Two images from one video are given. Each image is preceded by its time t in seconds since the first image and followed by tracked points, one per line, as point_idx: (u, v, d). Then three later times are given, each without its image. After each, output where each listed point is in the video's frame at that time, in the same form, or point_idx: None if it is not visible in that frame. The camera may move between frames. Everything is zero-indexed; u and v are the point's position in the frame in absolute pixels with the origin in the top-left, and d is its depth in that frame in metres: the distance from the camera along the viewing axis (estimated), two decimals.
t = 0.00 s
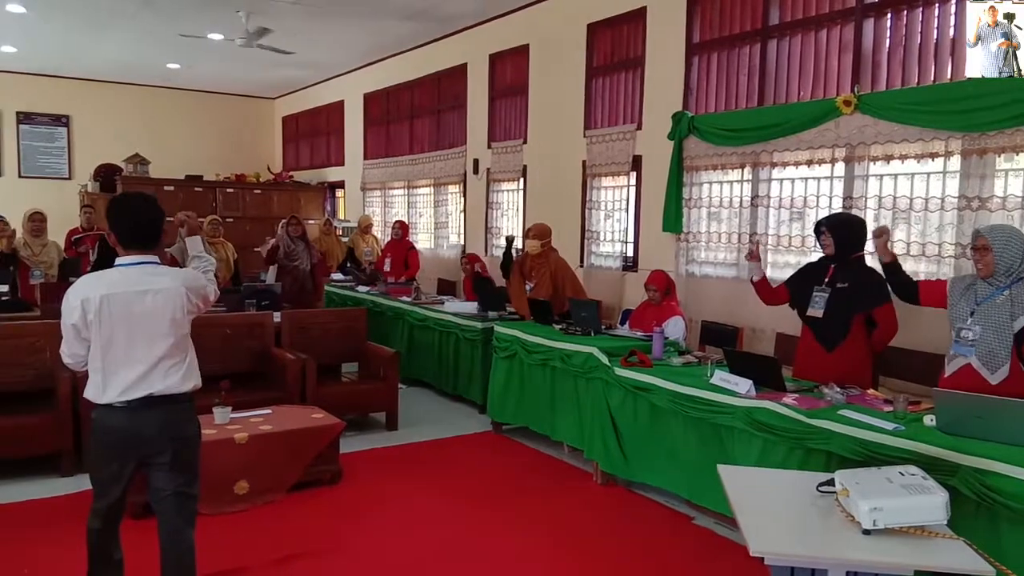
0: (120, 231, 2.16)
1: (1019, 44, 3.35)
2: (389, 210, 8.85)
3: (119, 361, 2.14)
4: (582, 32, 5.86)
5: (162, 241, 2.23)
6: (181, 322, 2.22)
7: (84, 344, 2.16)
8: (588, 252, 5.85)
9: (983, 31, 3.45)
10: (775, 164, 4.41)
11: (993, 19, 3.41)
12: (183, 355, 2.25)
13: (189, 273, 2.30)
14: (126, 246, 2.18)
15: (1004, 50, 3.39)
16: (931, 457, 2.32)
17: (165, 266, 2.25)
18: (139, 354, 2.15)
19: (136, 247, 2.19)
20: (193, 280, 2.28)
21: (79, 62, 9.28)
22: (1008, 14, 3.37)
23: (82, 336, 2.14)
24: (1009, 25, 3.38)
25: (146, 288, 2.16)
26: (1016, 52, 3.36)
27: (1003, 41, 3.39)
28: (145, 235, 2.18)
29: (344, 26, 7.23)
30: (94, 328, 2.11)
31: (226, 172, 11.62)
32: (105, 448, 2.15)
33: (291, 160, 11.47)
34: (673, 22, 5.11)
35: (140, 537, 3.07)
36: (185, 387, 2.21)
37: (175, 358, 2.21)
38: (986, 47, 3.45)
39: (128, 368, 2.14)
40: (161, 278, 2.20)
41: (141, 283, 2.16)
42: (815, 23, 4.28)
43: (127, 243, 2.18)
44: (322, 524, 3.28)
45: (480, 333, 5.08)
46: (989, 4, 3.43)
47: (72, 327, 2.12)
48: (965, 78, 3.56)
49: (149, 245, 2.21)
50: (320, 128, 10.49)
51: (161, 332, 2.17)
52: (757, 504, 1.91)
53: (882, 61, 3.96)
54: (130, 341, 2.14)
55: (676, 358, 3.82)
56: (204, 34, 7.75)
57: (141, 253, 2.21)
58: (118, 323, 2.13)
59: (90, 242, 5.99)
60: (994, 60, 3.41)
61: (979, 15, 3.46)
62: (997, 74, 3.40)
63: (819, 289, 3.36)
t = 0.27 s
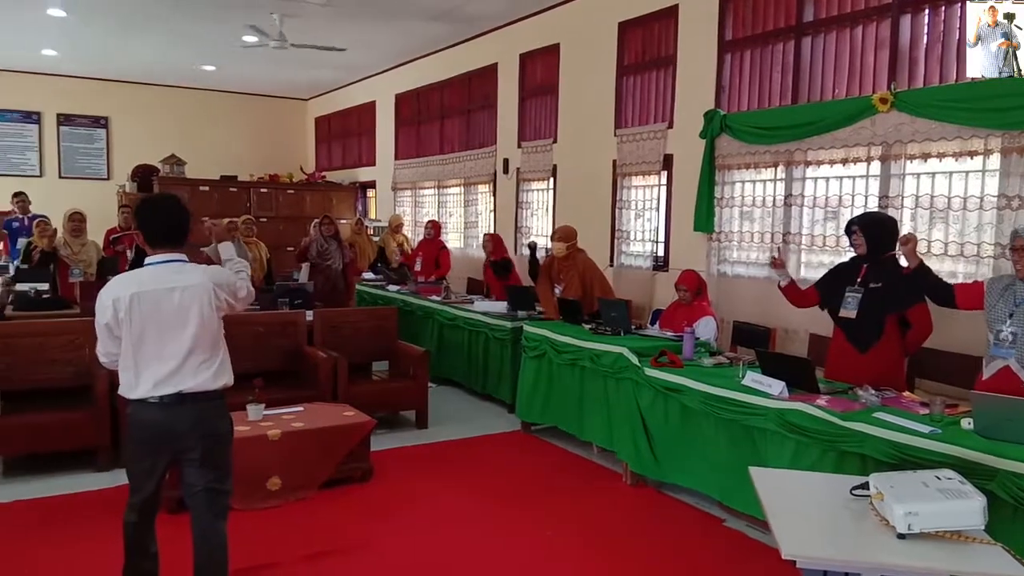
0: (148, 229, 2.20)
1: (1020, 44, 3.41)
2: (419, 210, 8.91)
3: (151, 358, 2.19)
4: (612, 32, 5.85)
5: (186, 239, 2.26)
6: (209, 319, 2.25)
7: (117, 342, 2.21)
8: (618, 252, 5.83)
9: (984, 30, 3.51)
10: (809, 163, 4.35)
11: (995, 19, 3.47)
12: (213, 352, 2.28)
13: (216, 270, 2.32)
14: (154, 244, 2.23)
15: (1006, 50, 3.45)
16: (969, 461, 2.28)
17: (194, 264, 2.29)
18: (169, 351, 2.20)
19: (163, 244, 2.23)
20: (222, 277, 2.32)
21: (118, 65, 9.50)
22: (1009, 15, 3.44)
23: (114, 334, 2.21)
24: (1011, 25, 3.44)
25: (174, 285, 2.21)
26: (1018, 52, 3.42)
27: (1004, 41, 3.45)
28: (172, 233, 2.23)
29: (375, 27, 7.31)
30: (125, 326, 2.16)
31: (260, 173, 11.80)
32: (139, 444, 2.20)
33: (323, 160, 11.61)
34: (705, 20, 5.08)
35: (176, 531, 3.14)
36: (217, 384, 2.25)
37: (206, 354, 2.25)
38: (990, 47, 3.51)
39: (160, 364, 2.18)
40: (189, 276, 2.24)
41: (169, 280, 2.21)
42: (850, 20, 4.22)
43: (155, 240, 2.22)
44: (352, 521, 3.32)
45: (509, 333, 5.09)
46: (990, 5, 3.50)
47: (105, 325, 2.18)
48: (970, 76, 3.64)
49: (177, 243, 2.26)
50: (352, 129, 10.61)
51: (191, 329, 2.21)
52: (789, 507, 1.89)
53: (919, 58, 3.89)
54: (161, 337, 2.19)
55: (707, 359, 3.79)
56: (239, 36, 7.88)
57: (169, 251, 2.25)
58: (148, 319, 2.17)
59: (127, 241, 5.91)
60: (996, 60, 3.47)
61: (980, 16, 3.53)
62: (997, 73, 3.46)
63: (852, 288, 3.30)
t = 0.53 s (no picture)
0: (164, 228, 2.23)
1: (1020, 44, 3.28)
2: (435, 210, 8.94)
3: (168, 356, 2.21)
4: (628, 31, 5.83)
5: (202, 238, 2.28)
6: (225, 318, 2.25)
7: (136, 340, 2.25)
8: (634, 252, 5.82)
9: (983, 31, 3.34)
10: (827, 162, 4.32)
11: (995, 19, 3.28)
12: (231, 350, 2.29)
13: (233, 268, 2.32)
14: (170, 243, 2.25)
15: (1006, 50, 3.33)
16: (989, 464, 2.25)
17: (211, 262, 2.30)
18: (186, 349, 2.22)
19: (178, 243, 2.26)
20: (240, 276, 2.32)
21: (139, 65, 9.61)
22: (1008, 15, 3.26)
23: (133, 333, 2.24)
24: (1011, 25, 3.27)
25: (190, 284, 2.22)
26: (1018, 52, 3.31)
27: (1005, 41, 3.31)
28: (187, 232, 2.25)
29: (391, 28, 7.33)
30: (142, 325, 2.19)
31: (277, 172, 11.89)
32: (159, 441, 2.23)
33: (340, 160, 11.67)
34: (722, 19, 5.05)
35: (194, 528, 3.18)
36: (234, 383, 2.26)
37: (222, 353, 2.26)
38: (988, 47, 3.37)
39: (177, 363, 2.21)
40: (205, 274, 2.25)
41: (185, 279, 2.22)
42: (869, 18, 4.18)
43: (171, 239, 2.24)
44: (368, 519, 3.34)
45: (524, 332, 5.10)
46: (990, 3, 3.29)
47: (124, 324, 2.21)
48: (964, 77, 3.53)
49: (192, 242, 2.28)
50: (369, 129, 10.66)
51: (207, 327, 2.23)
52: (806, 508, 1.88)
53: (939, 57, 3.85)
54: (177, 336, 2.21)
55: (723, 359, 3.77)
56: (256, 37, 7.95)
57: (185, 250, 2.28)
58: (164, 318, 2.19)
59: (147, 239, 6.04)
60: (996, 60, 3.37)
61: (979, 16, 3.34)
62: (997, 73, 3.39)
63: (869, 288, 3.28)
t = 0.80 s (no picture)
0: (195, 227, 2.27)
1: (1020, 44, 3.31)
2: (459, 209, 8.97)
3: (198, 354, 2.25)
4: (655, 29, 5.81)
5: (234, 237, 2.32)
6: (256, 318, 2.28)
7: (169, 338, 2.30)
8: (659, 252, 5.79)
9: (983, 30, 3.36)
10: (857, 161, 4.26)
11: (995, 19, 3.31)
12: (261, 350, 2.31)
13: (265, 269, 2.35)
14: (202, 242, 2.29)
15: (1005, 50, 3.36)
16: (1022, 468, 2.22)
17: (243, 263, 2.34)
18: (216, 348, 2.26)
19: (210, 242, 2.30)
20: (271, 277, 2.35)
21: (170, 67, 9.76)
22: (1009, 15, 3.27)
23: (166, 330, 2.29)
24: (1010, 25, 3.30)
25: (220, 283, 2.26)
26: (1017, 52, 3.34)
27: (1005, 40, 3.33)
28: (218, 231, 2.29)
29: (417, 28, 7.38)
30: (174, 324, 2.24)
31: (304, 173, 12.02)
32: (192, 439, 2.27)
33: (366, 160, 11.77)
34: (749, 17, 5.01)
35: (222, 524, 3.23)
36: (262, 383, 2.28)
37: (252, 353, 2.28)
38: (988, 47, 3.38)
39: (206, 362, 2.24)
40: (236, 275, 2.29)
41: (216, 279, 2.26)
42: (899, 16, 4.12)
43: (203, 238, 2.29)
44: (392, 517, 3.37)
45: (548, 332, 5.10)
46: (989, 3, 3.32)
47: (157, 322, 2.27)
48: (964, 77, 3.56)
49: (224, 241, 2.31)
50: (395, 129, 10.73)
51: (236, 327, 2.26)
52: (833, 511, 1.86)
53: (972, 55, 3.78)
54: (208, 335, 2.25)
55: (749, 360, 3.74)
56: (284, 39, 8.04)
57: (217, 249, 2.31)
58: (195, 317, 2.23)
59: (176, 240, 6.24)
60: (995, 59, 3.40)
61: (978, 16, 3.35)
62: (998, 73, 3.43)
63: (896, 289, 3.23)
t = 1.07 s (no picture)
0: (227, 226, 2.31)
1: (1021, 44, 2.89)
2: (483, 209, 8.99)
3: (228, 352, 2.29)
4: (680, 27, 5.77)
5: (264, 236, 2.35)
6: (285, 317, 2.31)
7: (201, 336, 2.34)
8: (684, 251, 5.76)
9: (982, 31, 2.97)
10: (886, 160, 4.21)
11: (994, 19, 2.93)
12: (290, 349, 2.34)
13: (294, 268, 2.38)
14: (234, 240, 2.33)
15: (1004, 50, 2.93)
16: None
17: (273, 262, 2.37)
18: (246, 346, 2.29)
19: (241, 240, 2.34)
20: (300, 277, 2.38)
21: (199, 68, 9.90)
22: (1009, 15, 2.89)
23: (197, 329, 2.33)
24: (1010, 25, 2.92)
25: (250, 282, 2.29)
26: (1017, 52, 2.91)
27: (1004, 41, 2.93)
28: (249, 230, 2.32)
29: (440, 28, 7.40)
30: (206, 321, 2.28)
31: (330, 172, 12.13)
32: (221, 435, 2.31)
33: (391, 160, 11.84)
34: (777, 15, 4.96)
35: (249, 519, 3.28)
36: (290, 382, 2.31)
37: (280, 352, 2.31)
38: (987, 48, 2.97)
39: (236, 359, 2.28)
40: (266, 274, 2.32)
41: (246, 277, 2.29)
42: (930, 12, 4.06)
43: (234, 237, 2.33)
44: (417, 514, 3.40)
45: (572, 332, 5.10)
46: (989, 3, 2.94)
47: (190, 319, 2.32)
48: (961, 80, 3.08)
49: (255, 240, 2.35)
50: (420, 129, 10.78)
51: (265, 326, 2.29)
52: (860, 513, 1.84)
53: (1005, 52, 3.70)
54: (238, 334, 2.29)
55: (775, 361, 3.71)
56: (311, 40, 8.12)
57: (248, 247, 2.35)
58: (225, 315, 2.27)
59: (205, 238, 6.33)
60: (994, 61, 2.96)
61: (977, 17, 2.96)
62: (997, 75, 2.96)
63: (925, 289, 3.18)
